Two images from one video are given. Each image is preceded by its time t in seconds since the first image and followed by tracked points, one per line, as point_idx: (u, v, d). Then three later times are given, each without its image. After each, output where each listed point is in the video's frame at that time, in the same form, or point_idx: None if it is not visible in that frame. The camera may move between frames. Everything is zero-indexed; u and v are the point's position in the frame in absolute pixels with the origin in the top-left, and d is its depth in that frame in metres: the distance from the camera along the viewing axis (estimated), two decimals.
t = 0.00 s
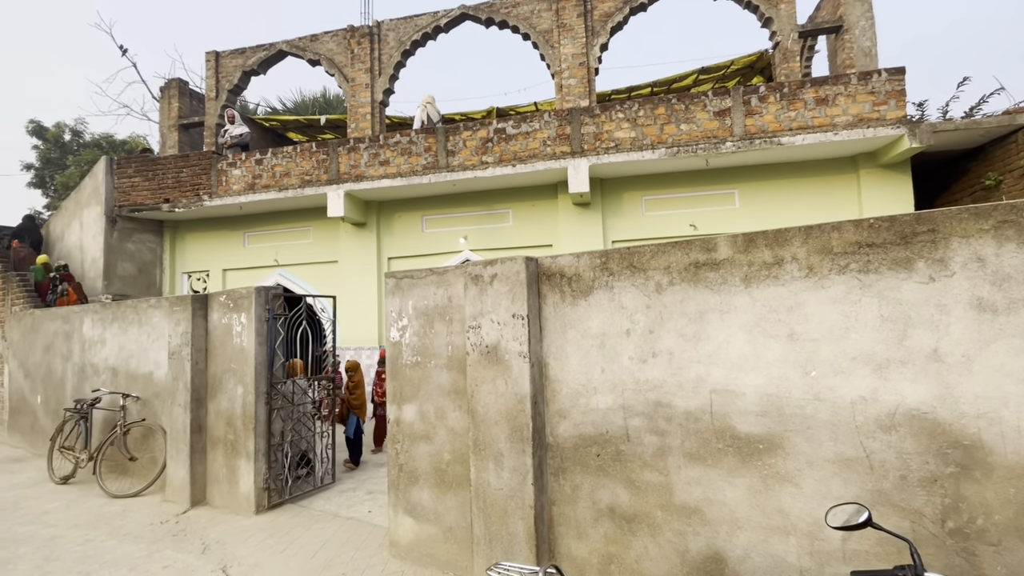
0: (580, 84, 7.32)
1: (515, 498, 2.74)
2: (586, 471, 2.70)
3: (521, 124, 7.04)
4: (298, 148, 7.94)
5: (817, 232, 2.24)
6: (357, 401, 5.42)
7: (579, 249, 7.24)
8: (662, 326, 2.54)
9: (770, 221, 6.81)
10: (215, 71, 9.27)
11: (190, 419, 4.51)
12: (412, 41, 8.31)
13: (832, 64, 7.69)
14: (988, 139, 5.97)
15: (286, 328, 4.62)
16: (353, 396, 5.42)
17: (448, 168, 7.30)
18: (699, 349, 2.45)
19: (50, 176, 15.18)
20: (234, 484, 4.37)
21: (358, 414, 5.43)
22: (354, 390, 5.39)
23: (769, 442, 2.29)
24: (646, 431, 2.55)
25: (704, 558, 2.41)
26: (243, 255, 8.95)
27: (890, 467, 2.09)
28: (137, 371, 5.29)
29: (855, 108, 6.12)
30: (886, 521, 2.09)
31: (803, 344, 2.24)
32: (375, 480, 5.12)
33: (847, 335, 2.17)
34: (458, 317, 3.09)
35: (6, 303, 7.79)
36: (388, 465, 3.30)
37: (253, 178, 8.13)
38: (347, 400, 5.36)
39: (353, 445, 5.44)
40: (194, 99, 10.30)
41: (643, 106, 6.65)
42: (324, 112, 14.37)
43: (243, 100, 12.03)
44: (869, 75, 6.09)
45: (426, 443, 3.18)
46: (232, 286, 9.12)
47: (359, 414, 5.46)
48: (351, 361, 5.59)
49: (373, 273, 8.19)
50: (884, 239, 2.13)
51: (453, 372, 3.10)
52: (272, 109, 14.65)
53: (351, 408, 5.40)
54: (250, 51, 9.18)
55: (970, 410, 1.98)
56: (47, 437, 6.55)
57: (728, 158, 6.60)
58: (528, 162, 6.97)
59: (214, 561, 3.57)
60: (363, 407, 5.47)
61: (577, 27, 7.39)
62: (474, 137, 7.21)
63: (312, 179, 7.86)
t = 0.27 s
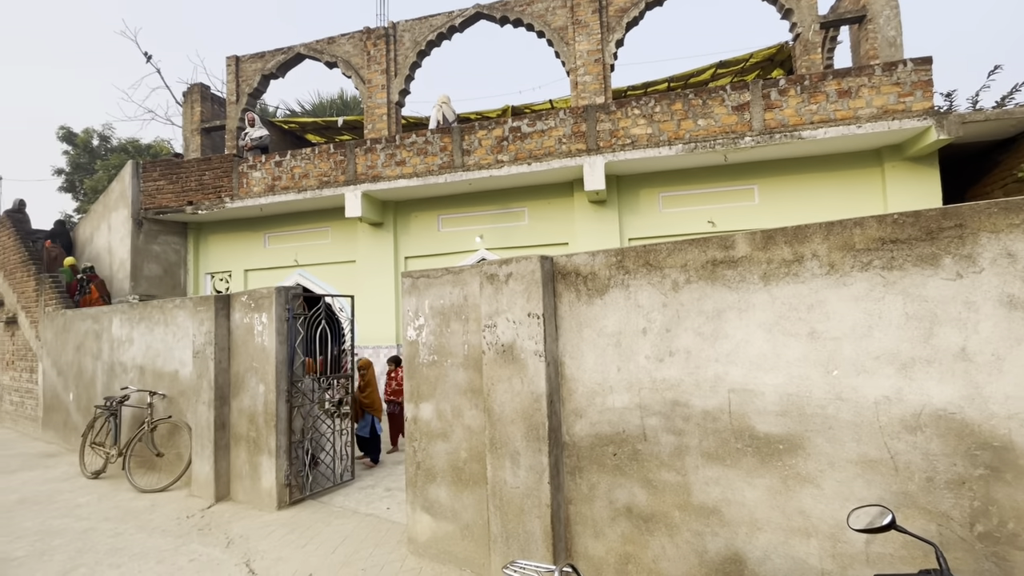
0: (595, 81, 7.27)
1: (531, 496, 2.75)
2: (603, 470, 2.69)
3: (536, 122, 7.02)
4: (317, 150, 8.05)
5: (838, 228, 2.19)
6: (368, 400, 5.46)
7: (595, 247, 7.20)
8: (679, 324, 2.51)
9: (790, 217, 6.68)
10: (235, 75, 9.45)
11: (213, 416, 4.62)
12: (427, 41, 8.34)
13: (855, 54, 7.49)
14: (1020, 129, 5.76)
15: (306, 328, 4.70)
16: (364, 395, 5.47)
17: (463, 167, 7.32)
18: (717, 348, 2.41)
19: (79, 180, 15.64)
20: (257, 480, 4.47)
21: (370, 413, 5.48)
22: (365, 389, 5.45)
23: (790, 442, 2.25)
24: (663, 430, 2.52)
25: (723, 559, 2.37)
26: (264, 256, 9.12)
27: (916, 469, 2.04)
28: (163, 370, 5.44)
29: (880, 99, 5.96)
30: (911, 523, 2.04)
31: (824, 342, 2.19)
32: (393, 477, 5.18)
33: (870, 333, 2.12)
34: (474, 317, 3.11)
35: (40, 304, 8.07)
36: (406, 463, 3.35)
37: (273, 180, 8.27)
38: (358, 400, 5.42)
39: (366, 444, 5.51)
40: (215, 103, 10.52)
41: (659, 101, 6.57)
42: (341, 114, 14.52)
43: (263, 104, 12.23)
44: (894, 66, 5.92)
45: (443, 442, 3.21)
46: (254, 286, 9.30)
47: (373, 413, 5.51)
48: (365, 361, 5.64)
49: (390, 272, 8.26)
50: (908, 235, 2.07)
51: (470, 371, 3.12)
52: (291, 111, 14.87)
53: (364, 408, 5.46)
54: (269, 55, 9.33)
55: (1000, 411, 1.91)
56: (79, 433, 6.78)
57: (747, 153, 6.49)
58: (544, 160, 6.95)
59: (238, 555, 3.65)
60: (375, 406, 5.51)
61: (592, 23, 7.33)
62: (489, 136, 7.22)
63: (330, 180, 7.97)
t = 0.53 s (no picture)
0: (609, 78, 7.21)
1: (545, 495, 2.75)
2: (617, 470, 2.67)
3: (549, 120, 7.00)
4: (332, 151, 8.14)
5: (857, 225, 2.14)
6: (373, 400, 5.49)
7: (609, 246, 7.16)
8: (693, 323, 2.48)
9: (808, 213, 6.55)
10: (253, 78, 9.60)
11: (233, 414, 4.72)
12: (440, 40, 8.36)
13: (876, 46, 7.30)
14: None
15: (322, 327, 4.76)
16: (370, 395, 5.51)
17: (477, 166, 7.33)
18: (733, 347, 2.38)
19: (104, 184, 16.07)
20: (276, 476, 4.55)
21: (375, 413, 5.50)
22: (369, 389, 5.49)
23: (808, 443, 2.20)
24: (677, 430, 2.49)
25: (739, 560, 2.34)
26: (281, 256, 9.26)
27: (939, 471, 1.98)
28: (185, 368, 5.56)
29: (902, 92, 5.81)
30: (934, 526, 1.98)
31: (843, 341, 2.14)
32: (408, 475, 5.23)
33: (891, 332, 2.07)
34: (487, 315, 3.12)
35: (68, 304, 8.31)
36: (421, 461, 3.38)
37: (289, 181, 8.38)
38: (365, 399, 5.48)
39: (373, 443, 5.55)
40: (233, 106, 10.70)
41: (674, 97, 6.50)
42: (356, 115, 14.66)
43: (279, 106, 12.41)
44: (918, 56, 5.77)
45: (457, 440, 3.23)
46: (272, 286, 9.45)
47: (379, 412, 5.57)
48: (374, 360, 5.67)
49: (405, 271, 8.32)
50: (931, 232, 2.02)
51: (483, 369, 3.13)
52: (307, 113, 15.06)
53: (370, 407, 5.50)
54: (285, 58, 9.46)
55: None
56: (105, 430, 6.97)
57: (764, 149, 6.38)
58: (557, 158, 6.92)
59: (257, 550, 3.72)
60: (381, 405, 5.56)
61: (605, 20, 7.28)
62: (502, 135, 7.22)
63: (345, 180, 8.05)
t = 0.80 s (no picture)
0: (621, 74, 7.16)
1: (558, 493, 2.75)
2: (630, 468, 2.65)
3: (561, 117, 6.97)
4: (346, 151, 8.21)
5: (876, 220, 2.10)
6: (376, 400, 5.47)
7: (622, 244, 7.11)
8: (708, 321, 2.45)
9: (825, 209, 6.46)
10: (268, 80, 9.71)
11: (250, 411, 4.79)
12: (452, 39, 8.37)
13: (896, 38, 7.14)
14: None
15: (337, 325, 4.81)
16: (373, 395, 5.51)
17: (489, 165, 7.33)
18: (748, 345, 2.35)
19: (125, 185, 16.41)
20: (292, 473, 4.61)
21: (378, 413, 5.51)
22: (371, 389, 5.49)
23: (825, 442, 2.17)
24: (692, 429, 2.47)
25: (755, 561, 2.31)
26: (296, 255, 9.37)
27: (962, 472, 1.94)
28: (203, 366, 5.66)
29: (923, 84, 5.68)
30: (956, 528, 1.94)
31: (862, 339, 2.11)
32: (422, 472, 5.26)
33: (912, 330, 2.02)
34: (500, 314, 3.12)
35: (91, 303, 8.50)
36: (434, 459, 3.40)
37: (304, 181, 8.47)
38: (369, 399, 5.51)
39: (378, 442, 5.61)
40: (249, 108, 10.83)
41: (687, 93, 6.43)
42: (369, 115, 14.76)
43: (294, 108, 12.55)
44: (940, 48, 5.63)
45: (471, 438, 3.25)
46: (287, 285, 9.57)
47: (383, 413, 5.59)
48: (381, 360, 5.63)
49: (418, 270, 8.37)
50: (953, 227, 1.97)
51: (496, 367, 3.14)
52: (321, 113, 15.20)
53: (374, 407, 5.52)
54: (299, 59, 9.55)
55: None
56: (128, 426, 7.13)
57: (780, 144, 6.29)
58: (570, 155, 6.89)
59: (274, 545, 3.78)
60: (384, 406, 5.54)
61: (618, 16, 7.22)
62: (515, 133, 7.22)
63: (358, 180, 8.11)
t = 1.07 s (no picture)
0: (634, 70, 7.10)
1: (572, 491, 2.74)
2: (645, 466, 2.64)
3: (573, 114, 6.94)
4: (359, 150, 8.26)
5: (898, 215, 2.06)
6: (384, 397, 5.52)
7: (635, 241, 7.07)
8: (724, 318, 2.43)
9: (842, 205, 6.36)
10: (282, 80, 9.80)
11: (266, 407, 4.85)
12: (464, 37, 8.37)
13: (917, 29, 6.99)
14: None
15: (351, 322, 4.85)
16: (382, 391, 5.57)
17: (501, 163, 7.33)
18: (766, 342, 2.32)
19: (144, 186, 16.69)
20: (308, 469, 4.66)
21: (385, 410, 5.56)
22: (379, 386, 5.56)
23: (844, 441, 2.13)
24: (707, 427, 2.45)
25: (772, 560, 2.29)
26: (311, 254, 9.46)
27: (987, 472, 1.89)
28: (220, 363, 5.75)
29: (945, 76, 5.55)
30: (980, 529, 1.90)
31: (882, 337, 2.07)
32: (436, 469, 5.28)
33: (934, 327, 1.98)
34: (513, 311, 3.12)
35: (112, 301, 8.67)
36: (448, 455, 3.42)
37: (318, 180, 8.54)
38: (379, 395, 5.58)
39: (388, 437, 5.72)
40: (264, 108, 10.94)
41: (702, 88, 6.37)
42: (382, 114, 14.83)
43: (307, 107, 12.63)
44: (962, 39, 5.50)
45: (484, 435, 3.25)
46: (302, 283, 9.66)
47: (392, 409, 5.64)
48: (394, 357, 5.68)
49: (430, 268, 8.40)
50: (979, 222, 1.92)
51: (509, 364, 3.14)
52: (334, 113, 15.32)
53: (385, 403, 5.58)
54: (313, 59, 9.63)
55: None
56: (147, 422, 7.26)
57: (797, 139, 6.20)
58: (582, 152, 6.86)
59: (290, 540, 3.83)
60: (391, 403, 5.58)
61: (630, 11, 7.16)
62: (527, 130, 7.20)
63: (371, 178, 8.16)
